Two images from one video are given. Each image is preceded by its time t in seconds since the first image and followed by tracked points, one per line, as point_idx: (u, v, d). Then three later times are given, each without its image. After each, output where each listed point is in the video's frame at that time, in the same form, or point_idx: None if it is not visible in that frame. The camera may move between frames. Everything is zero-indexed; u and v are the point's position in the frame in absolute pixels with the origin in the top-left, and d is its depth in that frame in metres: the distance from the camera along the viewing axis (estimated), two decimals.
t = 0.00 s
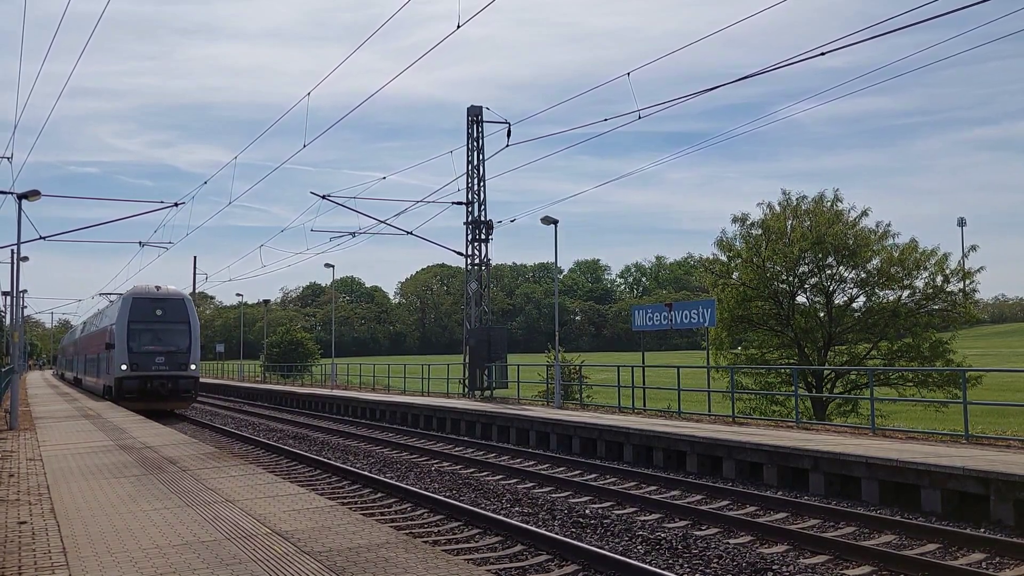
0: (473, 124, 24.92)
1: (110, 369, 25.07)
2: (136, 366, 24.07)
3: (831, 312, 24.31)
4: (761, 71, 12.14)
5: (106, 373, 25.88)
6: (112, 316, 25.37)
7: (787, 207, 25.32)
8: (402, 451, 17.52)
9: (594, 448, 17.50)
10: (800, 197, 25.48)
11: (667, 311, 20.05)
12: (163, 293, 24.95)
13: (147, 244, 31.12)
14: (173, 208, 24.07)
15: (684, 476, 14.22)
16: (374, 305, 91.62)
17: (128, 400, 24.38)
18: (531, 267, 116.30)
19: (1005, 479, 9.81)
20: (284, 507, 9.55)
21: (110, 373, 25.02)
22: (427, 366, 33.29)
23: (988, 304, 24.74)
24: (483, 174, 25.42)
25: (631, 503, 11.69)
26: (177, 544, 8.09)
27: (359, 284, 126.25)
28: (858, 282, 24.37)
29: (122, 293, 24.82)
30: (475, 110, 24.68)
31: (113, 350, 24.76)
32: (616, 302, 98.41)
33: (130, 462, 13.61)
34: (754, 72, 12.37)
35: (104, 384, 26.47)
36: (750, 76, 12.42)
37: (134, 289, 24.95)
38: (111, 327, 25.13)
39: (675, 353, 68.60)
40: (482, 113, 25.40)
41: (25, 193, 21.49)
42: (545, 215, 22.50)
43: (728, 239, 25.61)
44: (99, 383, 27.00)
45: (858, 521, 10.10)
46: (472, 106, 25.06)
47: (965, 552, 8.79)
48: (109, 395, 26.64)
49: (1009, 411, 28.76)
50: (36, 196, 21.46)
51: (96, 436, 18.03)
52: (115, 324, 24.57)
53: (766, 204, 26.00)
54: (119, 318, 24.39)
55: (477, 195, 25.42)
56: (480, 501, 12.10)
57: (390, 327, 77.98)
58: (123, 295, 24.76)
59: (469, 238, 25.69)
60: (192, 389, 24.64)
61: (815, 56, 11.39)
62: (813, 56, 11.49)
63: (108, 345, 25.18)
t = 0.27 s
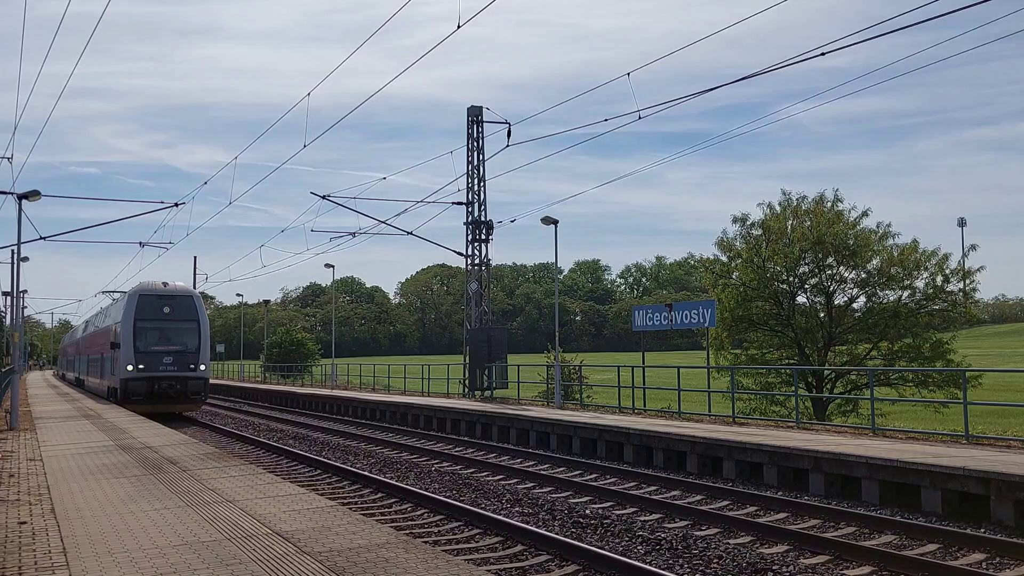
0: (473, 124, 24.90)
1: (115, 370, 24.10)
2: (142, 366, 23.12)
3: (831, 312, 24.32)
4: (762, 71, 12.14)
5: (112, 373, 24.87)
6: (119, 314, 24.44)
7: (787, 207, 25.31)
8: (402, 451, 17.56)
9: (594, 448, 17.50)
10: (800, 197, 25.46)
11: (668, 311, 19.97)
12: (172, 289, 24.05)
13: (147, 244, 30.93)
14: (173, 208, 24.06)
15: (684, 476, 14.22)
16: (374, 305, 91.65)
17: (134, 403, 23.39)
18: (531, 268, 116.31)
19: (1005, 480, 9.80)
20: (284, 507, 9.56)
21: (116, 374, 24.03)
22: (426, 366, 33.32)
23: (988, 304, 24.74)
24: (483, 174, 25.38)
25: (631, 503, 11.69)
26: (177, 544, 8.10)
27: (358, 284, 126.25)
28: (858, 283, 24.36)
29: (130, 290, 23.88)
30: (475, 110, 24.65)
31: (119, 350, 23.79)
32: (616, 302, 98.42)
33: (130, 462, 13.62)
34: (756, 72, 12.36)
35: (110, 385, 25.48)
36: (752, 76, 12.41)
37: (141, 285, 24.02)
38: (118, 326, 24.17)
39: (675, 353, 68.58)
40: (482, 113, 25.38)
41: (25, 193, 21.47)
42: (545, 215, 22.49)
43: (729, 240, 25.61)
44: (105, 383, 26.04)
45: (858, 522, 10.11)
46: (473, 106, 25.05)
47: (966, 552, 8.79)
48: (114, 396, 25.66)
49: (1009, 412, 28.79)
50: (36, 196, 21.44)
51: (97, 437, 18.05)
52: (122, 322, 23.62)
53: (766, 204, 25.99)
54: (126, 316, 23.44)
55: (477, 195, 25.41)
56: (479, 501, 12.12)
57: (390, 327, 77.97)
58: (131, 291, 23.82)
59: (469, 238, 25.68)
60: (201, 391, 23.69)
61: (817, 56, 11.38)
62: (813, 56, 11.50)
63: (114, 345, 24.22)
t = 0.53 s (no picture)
0: (473, 125, 24.91)
1: (121, 370, 23.06)
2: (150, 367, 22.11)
3: (831, 312, 24.32)
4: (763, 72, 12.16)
5: (117, 374, 23.77)
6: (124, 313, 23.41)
7: (787, 207, 25.30)
8: (402, 452, 17.57)
9: (594, 448, 17.50)
10: (800, 198, 25.46)
11: (668, 312, 19.92)
12: (181, 286, 23.04)
13: (147, 245, 31.05)
14: (173, 208, 24.06)
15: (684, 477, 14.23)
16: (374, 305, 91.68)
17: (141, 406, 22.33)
18: (531, 268, 116.35)
19: (1005, 480, 9.80)
20: (284, 507, 9.57)
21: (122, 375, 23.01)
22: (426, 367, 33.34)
23: (988, 304, 24.73)
24: (483, 174, 25.37)
25: (631, 503, 11.70)
26: (177, 544, 8.11)
27: (358, 284, 126.29)
28: (858, 283, 24.36)
29: (136, 286, 22.86)
30: (475, 110, 24.67)
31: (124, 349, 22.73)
32: (616, 302, 98.44)
33: (131, 463, 13.65)
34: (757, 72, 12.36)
35: (115, 386, 24.44)
36: (754, 76, 12.41)
37: (147, 282, 23.01)
38: (123, 324, 23.11)
39: (675, 354, 68.56)
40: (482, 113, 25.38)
41: (25, 194, 21.46)
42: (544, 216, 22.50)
43: (728, 240, 25.62)
44: (111, 384, 25.01)
45: (857, 522, 10.11)
46: (473, 106, 25.05)
47: (965, 552, 8.79)
48: (120, 398, 24.59)
49: (1008, 412, 28.79)
50: (36, 196, 21.44)
51: (96, 437, 18.17)
52: (127, 321, 22.57)
53: (766, 205, 25.98)
54: (131, 314, 22.40)
55: (477, 196, 25.41)
56: (479, 501, 12.13)
57: (390, 327, 77.98)
58: (137, 288, 22.80)
59: (469, 238, 25.69)
60: (211, 394, 22.65)
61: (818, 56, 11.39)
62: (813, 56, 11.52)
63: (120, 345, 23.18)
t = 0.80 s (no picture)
0: (473, 125, 24.92)
1: (126, 371, 22.02)
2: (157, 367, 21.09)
3: (830, 312, 24.33)
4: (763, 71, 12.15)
5: (123, 375, 22.75)
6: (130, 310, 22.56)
7: (788, 207, 25.30)
8: (402, 452, 17.58)
9: (594, 448, 17.50)
10: (800, 198, 25.46)
11: (668, 312, 19.94)
12: (191, 281, 22.08)
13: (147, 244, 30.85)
14: (173, 208, 24.07)
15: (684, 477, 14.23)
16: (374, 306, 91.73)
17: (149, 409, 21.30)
18: (531, 268, 116.37)
19: (1005, 480, 9.80)
20: (284, 507, 9.57)
21: (127, 376, 21.95)
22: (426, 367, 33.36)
23: (988, 304, 24.73)
24: (483, 175, 25.36)
25: (631, 503, 11.70)
26: (177, 544, 8.11)
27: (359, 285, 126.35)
28: (858, 283, 24.36)
29: (142, 282, 21.92)
30: (475, 110, 24.68)
31: (130, 348, 21.72)
32: (616, 302, 98.49)
33: (131, 463, 13.66)
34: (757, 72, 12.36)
35: (121, 390, 23.39)
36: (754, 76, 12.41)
37: (154, 277, 22.05)
38: (129, 323, 22.16)
39: (675, 354, 68.56)
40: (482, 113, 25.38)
41: (25, 193, 21.47)
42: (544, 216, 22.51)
43: (729, 240, 25.62)
44: (116, 388, 23.94)
45: (857, 523, 10.11)
46: (473, 106, 25.06)
47: (965, 552, 8.79)
48: (126, 401, 23.56)
49: (1008, 412, 28.79)
50: (36, 196, 21.44)
51: (96, 437, 18.13)
52: (133, 318, 21.60)
53: (766, 205, 25.98)
54: (138, 311, 21.45)
55: (477, 196, 25.40)
56: (479, 501, 12.13)
57: (390, 327, 77.99)
58: (143, 284, 21.84)
59: (469, 238, 25.68)
60: (223, 396, 21.63)
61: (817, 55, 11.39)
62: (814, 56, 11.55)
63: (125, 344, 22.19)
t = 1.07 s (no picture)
0: (473, 125, 24.93)
1: (134, 371, 21.08)
2: (168, 368, 20.20)
3: (830, 312, 24.33)
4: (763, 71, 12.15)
5: (130, 374, 21.77)
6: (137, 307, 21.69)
7: (788, 207, 25.29)
8: (402, 452, 17.58)
9: (594, 448, 17.50)
10: (800, 198, 25.46)
11: (668, 312, 19.94)
12: (203, 276, 21.14)
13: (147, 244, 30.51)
14: (173, 208, 24.06)
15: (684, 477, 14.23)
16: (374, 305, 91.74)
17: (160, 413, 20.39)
18: (531, 268, 116.40)
19: (1005, 480, 9.80)
20: (284, 507, 9.57)
21: (135, 376, 21.02)
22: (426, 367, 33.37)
23: (988, 305, 24.73)
24: (483, 175, 25.35)
25: (631, 503, 11.70)
26: (177, 544, 8.11)
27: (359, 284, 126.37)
28: (858, 283, 24.36)
29: (151, 277, 20.95)
30: (475, 110, 24.69)
31: (138, 346, 20.76)
32: (616, 302, 98.50)
33: (131, 463, 13.66)
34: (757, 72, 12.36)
35: (128, 390, 22.44)
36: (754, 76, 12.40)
37: (164, 271, 21.11)
38: (136, 320, 21.20)
39: (675, 354, 68.56)
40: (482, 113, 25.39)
41: (26, 193, 21.48)
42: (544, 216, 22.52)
43: (729, 240, 25.62)
44: (123, 388, 22.97)
45: (856, 523, 10.12)
46: (473, 106, 25.06)
47: (965, 553, 8.79)
48: (134, 402, 22.61)
49: (1009, 412, 28.79)
50: (36, 196, 21.45)
51: (96, 437, 18.11)
52: (141, 315, 20.64)
53: (766, 205, 25.98)
54: (147, 308, 20.51)
55: (477, 196, 25.39)
56: (479, 501, 12.13)
57: (390, 327, 78.00)
58: (151, 279, 20.89)
59: (469, 238, 25.67)
60: (237, 397, 20.75)
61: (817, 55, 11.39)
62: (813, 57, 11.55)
63: (133, 343, 21.24)
